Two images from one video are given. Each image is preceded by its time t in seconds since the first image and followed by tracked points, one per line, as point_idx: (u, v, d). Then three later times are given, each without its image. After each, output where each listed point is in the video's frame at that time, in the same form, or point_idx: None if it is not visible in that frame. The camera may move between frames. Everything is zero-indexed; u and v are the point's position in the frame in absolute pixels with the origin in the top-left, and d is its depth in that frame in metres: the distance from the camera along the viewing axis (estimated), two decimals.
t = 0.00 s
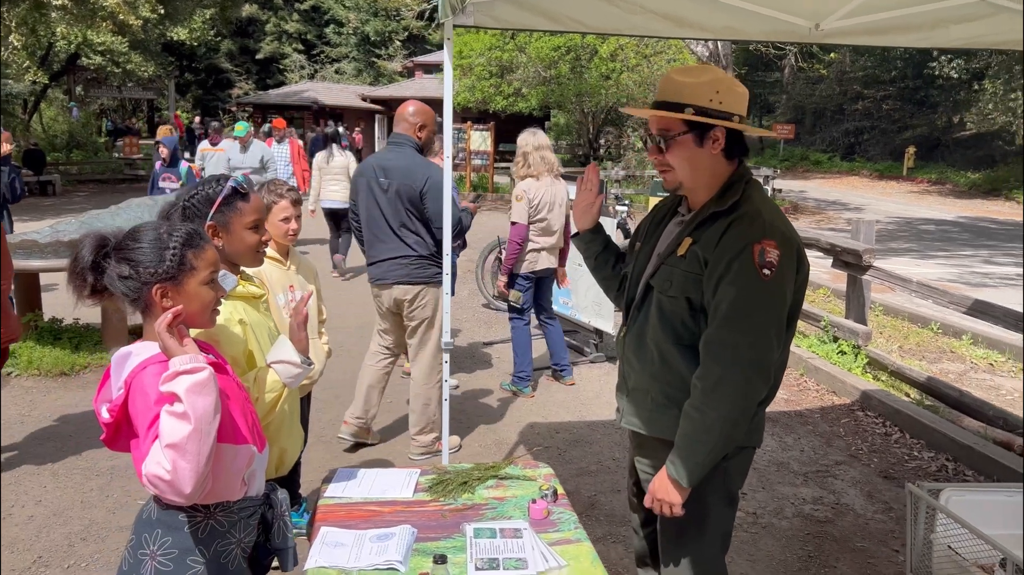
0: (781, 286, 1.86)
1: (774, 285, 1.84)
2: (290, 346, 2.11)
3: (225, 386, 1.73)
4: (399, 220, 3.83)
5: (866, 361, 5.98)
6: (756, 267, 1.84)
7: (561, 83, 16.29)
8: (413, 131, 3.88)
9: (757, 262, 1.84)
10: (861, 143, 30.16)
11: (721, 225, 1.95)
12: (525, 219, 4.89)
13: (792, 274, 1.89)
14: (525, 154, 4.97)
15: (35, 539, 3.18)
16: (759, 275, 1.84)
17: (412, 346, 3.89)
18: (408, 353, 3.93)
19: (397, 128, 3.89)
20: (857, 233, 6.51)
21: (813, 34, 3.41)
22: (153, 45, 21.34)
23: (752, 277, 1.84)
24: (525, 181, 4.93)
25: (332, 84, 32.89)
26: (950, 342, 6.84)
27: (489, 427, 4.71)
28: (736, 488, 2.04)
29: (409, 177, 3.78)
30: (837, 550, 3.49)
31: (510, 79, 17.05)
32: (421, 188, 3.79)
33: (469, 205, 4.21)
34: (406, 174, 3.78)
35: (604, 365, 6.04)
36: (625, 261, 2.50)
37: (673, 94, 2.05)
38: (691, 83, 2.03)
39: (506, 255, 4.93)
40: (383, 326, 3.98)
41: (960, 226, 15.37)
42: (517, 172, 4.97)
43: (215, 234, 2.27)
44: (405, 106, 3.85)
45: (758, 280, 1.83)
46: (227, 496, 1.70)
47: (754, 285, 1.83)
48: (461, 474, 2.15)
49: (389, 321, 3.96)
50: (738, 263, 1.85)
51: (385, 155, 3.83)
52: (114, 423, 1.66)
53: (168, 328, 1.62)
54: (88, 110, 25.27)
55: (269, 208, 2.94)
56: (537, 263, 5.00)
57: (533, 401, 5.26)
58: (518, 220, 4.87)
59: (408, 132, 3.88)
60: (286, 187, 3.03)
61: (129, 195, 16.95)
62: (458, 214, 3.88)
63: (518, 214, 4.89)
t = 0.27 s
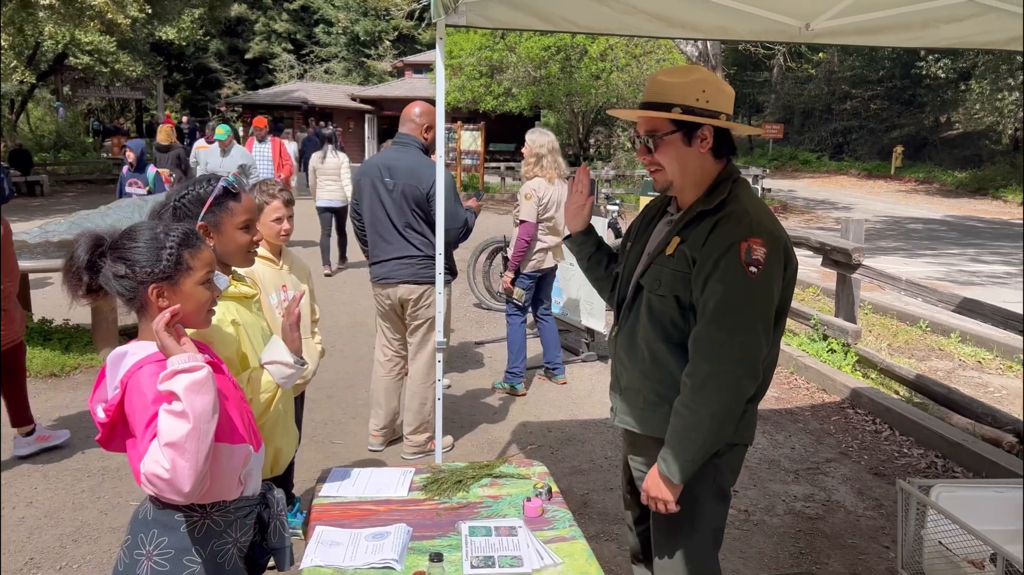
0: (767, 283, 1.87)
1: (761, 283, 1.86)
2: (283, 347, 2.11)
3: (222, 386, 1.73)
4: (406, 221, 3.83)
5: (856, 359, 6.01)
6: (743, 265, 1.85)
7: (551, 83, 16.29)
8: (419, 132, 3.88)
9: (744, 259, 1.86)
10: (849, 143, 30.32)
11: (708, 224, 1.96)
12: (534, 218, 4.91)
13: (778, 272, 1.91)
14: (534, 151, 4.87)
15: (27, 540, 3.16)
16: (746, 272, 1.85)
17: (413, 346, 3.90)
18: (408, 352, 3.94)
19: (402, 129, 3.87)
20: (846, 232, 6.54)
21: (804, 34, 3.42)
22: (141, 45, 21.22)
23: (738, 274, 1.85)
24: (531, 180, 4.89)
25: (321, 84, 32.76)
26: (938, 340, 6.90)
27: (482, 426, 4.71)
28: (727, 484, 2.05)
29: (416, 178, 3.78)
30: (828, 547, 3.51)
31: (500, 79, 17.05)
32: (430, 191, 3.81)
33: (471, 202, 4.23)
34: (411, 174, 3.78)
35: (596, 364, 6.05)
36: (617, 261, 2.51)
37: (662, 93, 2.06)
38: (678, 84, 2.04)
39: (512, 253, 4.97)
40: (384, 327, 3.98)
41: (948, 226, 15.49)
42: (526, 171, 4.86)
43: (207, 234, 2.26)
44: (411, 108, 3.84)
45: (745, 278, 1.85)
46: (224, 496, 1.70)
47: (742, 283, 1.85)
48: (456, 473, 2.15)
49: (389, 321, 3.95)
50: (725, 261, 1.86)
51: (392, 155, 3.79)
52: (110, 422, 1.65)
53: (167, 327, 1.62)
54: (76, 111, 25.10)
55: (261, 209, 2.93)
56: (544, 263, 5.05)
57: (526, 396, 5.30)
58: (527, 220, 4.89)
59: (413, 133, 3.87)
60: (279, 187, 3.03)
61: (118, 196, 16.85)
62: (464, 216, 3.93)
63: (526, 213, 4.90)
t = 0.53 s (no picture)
0: (760, 281, 1.88)
1: (753, 282, 1.86)
2: (278, 350, 2.11)
3: (217, 387, 1.72)
4: (406, 222, 3.84)
5: (849, 358, 6.03)
6: (734, 264, 1.86)
7: (545, 83, 16.29)
8: (419, 133, 3.89)
9: (736, 258, 1.86)
10: (841, 143, 30.43)
11: (699, 223, 1.96)
12: (545, 216, 4.92)
13: (770, 270, 1.91)
14: (539, 150, 4.96)
15: (20, 542, 3.15)
16: (738, 271, 1.85)
17: (411, 345, 3.89)
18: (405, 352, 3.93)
19: (402, 128, 3.87)
20: (839, 232, 6.57)
21: (796, 35, 3.44)
22: (133, 45, 21.14)
23: (730, 274, 1.85)
24: (543, 179, 4.91)
25: (315, 84, 32.70)
26: (931, 339, 6.93)
27: (476, 427, 4.71)
28: (723, 484, 2.06)
29: (415, 178, 3.81)
30: (822, 545, 3.52)
31: (493, 80, 17.05)
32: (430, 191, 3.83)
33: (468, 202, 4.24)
34: (411, 174, 3.81)
35: (591, 364, 6.05)
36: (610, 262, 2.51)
37: (654, 93, 2.06)
38: (669, 84, 2.05)
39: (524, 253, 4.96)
40: (382, 327, 3.96)
41: (939, 225, 15.57)
42: (536, 169, 4.91)
43: (201, 235, 2.25)
44: (410, 108, 3.81)
45: (737, 277, 1.85)
46: (219, 497, 1.69)
47: (734, 282, 1.85)
48: (451, 473, 2.15)
49: (388, 322, 3.93)
50: (717, 260, 1.87)
51: (392, 156, 3.82)
52: (105, 423, 1.64)
53: (163, 328, 1.61)
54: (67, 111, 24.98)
55: (255, 210, 2.92)
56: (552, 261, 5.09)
57: (521, 393, 5.32)
58: (539, 218, 4.90)
59: (413, 133, 3.88)
60: (273, 187, 3.02)
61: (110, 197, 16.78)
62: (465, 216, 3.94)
63: (537, 212, 4.90)
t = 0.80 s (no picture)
0: (756, 281, 1.88)
1: (748, 282, 1.87)
2: (275, 351, 2.11)
3: (212, 389, 1.72)
4: (405, 224, 3.84)
5: (844, 359, 6.05)
6: (731, 264, 1.86)
7: (540, 84, 16.30)
8: (417, 134, 3.89)
9: (732, 258, 1.87)
10: (836, 143, 30.52)
11: (695, 224, 1.97)
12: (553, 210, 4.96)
13: (766, 270, 1.92)
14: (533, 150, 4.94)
15: (14, 544, 3.13)
16: (734, 271, 1.86)
17: (409, 346, 3.87)
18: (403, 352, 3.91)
19: (399, 130, 3.87)
20: (834, 232, 6.58)
21: (790, 36, 3.44)
22: (127, 46, 21.07)
23: (727, 274, 1.86)
24: (546, 174, 4.92)
25: (310, 85, 32.67)
26: (925, 339, 6.96)
27: (472, 428, 4.70)
28: (720, 484, 2.06)
29: (413, 180, 3.81)
30: (817, 545, 3.53)
31: (488, 81, 17.05)
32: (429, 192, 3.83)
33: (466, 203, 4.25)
34: (411, 175, 3.81)
35: (586, 365, 6.06)
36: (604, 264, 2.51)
37: (646, 96, 2.07)
38: (661, 86, 2.06)
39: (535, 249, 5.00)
40: (380, 326, 3.95)
41: (933, 226, 15.64)
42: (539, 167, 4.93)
43: (198, 236, 2.25)
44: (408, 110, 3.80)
45: (734, 277, 1.86)
46: (215, 498, 1.69)
47: (730, 282, 1.86)
48: (447, 474, 2.15)
49: (385, 323, 3.93)
50: (713, 261, 1.87)
51: (390, 157, 3.83)
52: (99, 425, 1.64)
53: (156, 330, 1.61)
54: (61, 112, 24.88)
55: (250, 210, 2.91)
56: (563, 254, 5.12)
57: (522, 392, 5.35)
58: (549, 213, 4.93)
59: (411, 134, 3.87)
60: (268, 188, 2.98)
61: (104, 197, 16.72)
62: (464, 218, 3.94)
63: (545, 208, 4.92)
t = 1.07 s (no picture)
0: (755, 282, 1.89)
1: (747, 283, 1.88)
2: (275, 350, 2.12)
3: (205, 391, 1.73)
4: (403, 225, 3.85)
5: (839, 359, 6.07)
6: (729, 265, 1.87)
7: (536, 86, 16.31)
8: (413, 135, 3.89)
9: (731, 260, 1.88)
10: (831, 145, 30.60)
11: (693, 226, 1.98)
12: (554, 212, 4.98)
13: (764, 271, 1.93)
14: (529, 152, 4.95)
15: (10, 546, 3.13)
16: (734, 273, 1.87)
17: (405, 347, 3.88)
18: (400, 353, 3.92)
19: (395, 130, 3.88)
20: (829, 233, 6.60)
21: (785, 38, 3.45)
22: (123, 48, 21.02)
23: (725, 275, 1.87)
24: (543, 176, 4.94)
25: (306, 87, 32.65)
26: (920, 340, 6.98)
27: (469, 429, 4.70)
28: (718, 485, 2.07)
29: (411, 181, 3.82)
30: (813, 545, 3.55)
31: (485, 82, 17.06)
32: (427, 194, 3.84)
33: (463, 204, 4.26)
34: (408, 176, 3.82)
35: (582, 366, 6.07)
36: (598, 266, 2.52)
37: (640, 99, 2.08)
38: (656, 88, 2.06)
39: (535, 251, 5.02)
40: (376, 328, 3.97)
41: (928, 227, 15.68)
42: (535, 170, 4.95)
43: (195, 237, 2.25)
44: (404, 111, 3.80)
45: (733, 278, 1.87)
46: (209, 501, 1.70)
47: (728, 284, 1.86)
48: (443, 475, 2.15)
49: (382, 324, 3.94)
50: (712, 262, 1.88)
51: (387, 158, 3.83)
52: (93, 428, 1.64)
53: (147, 333, 1.61)
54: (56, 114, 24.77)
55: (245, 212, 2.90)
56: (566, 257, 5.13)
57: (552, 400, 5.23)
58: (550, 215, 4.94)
59: (408, 135, 3.88)
60: (264, 190, 2.95)
61: (100, 199, 16.66)
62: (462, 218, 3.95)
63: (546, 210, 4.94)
